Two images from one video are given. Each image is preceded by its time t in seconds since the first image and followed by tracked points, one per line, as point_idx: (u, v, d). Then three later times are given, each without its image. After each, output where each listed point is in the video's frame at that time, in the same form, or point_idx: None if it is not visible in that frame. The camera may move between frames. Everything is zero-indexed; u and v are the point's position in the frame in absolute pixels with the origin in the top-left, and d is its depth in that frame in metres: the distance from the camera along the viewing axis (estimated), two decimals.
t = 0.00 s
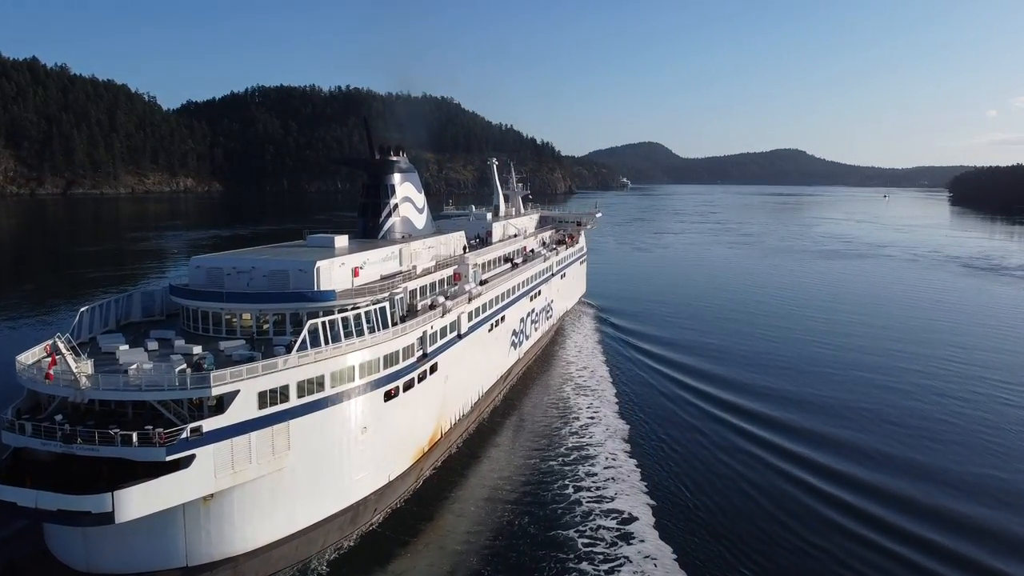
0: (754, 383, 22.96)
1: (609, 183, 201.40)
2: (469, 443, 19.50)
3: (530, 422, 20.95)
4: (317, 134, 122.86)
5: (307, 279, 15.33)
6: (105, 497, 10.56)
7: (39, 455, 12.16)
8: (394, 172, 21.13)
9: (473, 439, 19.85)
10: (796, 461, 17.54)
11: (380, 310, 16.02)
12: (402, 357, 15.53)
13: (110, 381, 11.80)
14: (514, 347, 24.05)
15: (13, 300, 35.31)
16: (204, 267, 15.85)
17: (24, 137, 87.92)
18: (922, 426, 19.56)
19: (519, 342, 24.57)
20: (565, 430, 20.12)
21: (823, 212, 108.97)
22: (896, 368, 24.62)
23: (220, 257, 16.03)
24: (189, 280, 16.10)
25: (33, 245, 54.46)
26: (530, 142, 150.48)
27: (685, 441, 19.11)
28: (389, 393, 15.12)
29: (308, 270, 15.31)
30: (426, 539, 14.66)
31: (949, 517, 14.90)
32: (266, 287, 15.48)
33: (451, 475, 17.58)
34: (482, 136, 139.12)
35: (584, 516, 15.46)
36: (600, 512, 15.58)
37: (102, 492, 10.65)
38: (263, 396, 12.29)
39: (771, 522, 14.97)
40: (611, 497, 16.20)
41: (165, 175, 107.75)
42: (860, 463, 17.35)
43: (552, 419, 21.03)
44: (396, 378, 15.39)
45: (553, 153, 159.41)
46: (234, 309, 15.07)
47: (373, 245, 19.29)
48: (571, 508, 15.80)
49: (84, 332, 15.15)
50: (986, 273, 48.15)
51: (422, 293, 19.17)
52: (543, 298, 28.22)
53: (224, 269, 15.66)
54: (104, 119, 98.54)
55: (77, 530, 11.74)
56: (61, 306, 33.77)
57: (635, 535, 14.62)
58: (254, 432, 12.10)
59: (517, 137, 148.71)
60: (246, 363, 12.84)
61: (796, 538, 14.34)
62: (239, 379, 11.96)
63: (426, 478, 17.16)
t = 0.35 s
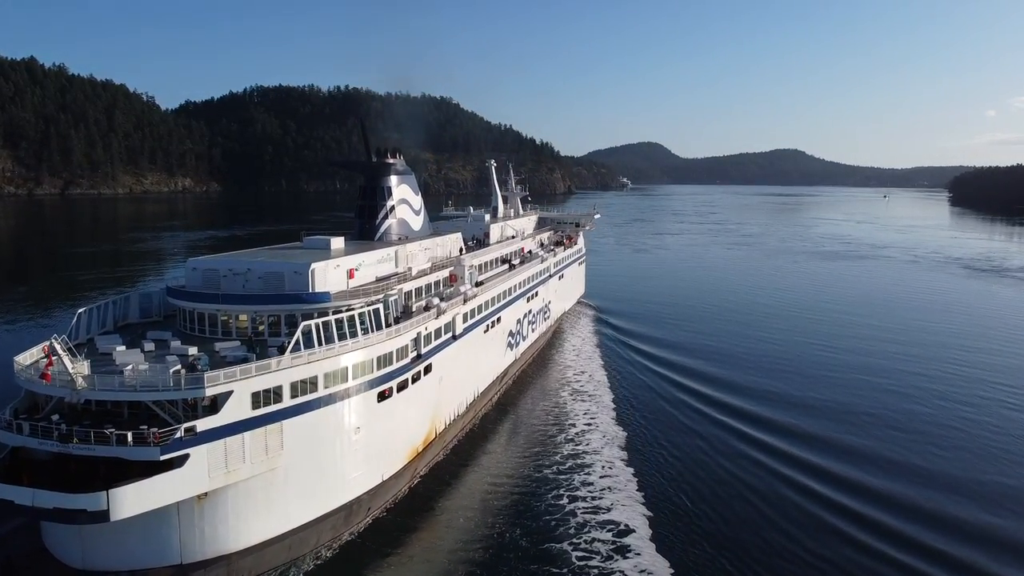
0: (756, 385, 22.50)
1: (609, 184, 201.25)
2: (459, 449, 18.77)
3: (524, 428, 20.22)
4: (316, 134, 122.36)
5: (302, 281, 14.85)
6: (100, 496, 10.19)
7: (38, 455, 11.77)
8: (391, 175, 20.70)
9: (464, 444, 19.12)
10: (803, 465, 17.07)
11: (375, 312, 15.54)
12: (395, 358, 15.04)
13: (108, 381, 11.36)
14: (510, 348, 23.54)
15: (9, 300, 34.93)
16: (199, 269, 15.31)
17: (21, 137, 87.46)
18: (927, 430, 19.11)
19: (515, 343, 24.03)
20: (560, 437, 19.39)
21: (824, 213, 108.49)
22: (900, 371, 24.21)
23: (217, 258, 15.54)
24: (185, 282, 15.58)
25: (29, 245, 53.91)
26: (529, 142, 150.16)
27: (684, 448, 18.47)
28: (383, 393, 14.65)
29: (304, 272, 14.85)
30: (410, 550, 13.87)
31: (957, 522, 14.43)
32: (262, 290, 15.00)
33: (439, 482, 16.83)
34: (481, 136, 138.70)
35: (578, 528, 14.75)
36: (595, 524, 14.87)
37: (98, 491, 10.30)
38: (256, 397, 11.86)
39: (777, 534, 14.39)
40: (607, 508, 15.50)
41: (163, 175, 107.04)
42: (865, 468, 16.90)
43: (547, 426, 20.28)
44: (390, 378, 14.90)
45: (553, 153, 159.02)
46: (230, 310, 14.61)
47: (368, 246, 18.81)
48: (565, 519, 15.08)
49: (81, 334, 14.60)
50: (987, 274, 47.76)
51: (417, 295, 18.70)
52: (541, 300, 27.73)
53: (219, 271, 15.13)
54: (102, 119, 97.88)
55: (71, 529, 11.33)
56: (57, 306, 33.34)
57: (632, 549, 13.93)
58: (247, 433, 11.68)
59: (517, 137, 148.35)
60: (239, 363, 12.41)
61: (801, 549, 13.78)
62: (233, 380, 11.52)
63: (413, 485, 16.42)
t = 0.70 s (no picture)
0: (758, 384, 22.16)
1: (609, 184, 200.95)
2: (449, 454, 17.85)
3: (516, 432, 19.27)
4: (314, 134, 122.11)
5: (301, 281, 14.64)
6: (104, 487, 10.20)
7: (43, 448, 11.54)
8: (389, 176, 20.49)
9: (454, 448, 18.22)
10: (805, 461, 16.70)
11: (371, 311, 15.33)
12: (392, 355, 14.85)
13: (111, 377, 11.18)
14: (507, 347, 23.28)
15: (8, 300, 34.74)
16: (200, 269, 15.11)
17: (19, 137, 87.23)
18: (931, 429, 18.74)
19: (511, 343, 23.65)
20: (554, 441, 18.43)
21: (824, 213, 108.18)
22: (902, 371, 23.89)
23: (218, 259, 15.35)
24: (186, 282, 15.38)
25: (28, 245, 53.68)
26: (529, 142, 149.85)
27: (685, 448, 17.75)
28: (379, 390, 14.43)
29: (302, 272, 14.63)
30: (392, 558, 13.05)
31: (963, 521, 14.12)
32: (262, 290, 14.78)
33: (426, 487, 15.96)
34: (479, 137, 138.48)
35: (572, 534, 13.89)
36: (589, 530, 14.02)
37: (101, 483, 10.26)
38: (255, 393, 11.70)
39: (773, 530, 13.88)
40: (602, 514, 14.63)
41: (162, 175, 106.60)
42: (868, 466, 16.52)
43: (541, 430, 19.31)
44: (386, 376, 14.71)
45: (552, 154, 158.82)
46: (230, 310, 14.36)
47: (365, 247, 18.60)
48: (559, 526, 14.19)
49: (81, 332, 14.34)
50: (987, 275, 47.53)
51: (414, 295, 18.47)
52: (538, 299, 27.42)
53: (220, 271, 14.98)
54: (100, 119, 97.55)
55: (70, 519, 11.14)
56: (56, 307, 33.13)
57: (627, 556, 13.12)
58: (246, 428, 11.51)
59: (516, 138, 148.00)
60: (238, 360, 12.25)
61: (804, 546, 13.37)
62: (231, 377, 11.36)
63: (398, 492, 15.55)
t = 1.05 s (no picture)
0: (757, 383, 22.11)
1: (608, 184, 200.74)
2: (439, 453, 17.47)
3: (510, 433, 18.89)
4: (313, 134, 121.98)
5: (301, 280, 14.61)
6: (112, 475, 10.30)
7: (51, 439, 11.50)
8: (388, 178, 20.45)
9: (445, 448, 17.85)
10: (805, 460, 16.67)
11: (370, 309, 15.29)
12: (390, 351, 14.85)
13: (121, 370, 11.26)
14: (504, 345, 23.19)
15: (6, 300, 34.63)
16: (203, 268, 15.01)
17: (18, 137, 87.15)
18: (931, 429, 18.69)
19: (508, 340, 23.57)
20: (549, 443, 18.07)
21: (822, 214, 108.20)
22: (901, 371, 23.83)
23: (221, 257, 15.25)
24: (189, 280, 15.33)
25: (26, 245, 53.54)
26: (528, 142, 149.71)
27: (682, 450, 17.51)
28: (377, 385, 14.39)
29: (302, 271, 14.60)
30: (379, 559, 12.68)
31: (959, 518, 14.14)
32: (263, 289, 14.74)
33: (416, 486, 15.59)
34: (478, 137, 138.37)
35: (565, 537, 13.60)
36: (583, 533, 13.75)
37: (108, 471, 10.38)
38: (257, 386, 11.74)
39: (772, 531, 13.77)
40: (595, 517, 14.36)
41: (160, 175, 106.37)
42: (868, 465, 16.47)
43: (535, 431, 18.93)
44: (383, 371, 14.68)
45: (550, 154, 158.73)
46: (233, 308, 14.36)
47: (364, 246, 18.56)
48: (552, 529, 13.88)
49: (90, 328, 14.32)
50: (985, 276, 47.53)
51: (412, 294, 18.44)
52: (535, 299, 27.34)
53: (223, 269, 14.84)
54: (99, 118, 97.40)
55: (78, 505, 11.26)
56: (55, 307, 33.01)
57: (620, 559, 12.87)
58: (248, 420, 11.56)
59: (515, 138, 147.83)
60: (240, 355, 12.30)
61: (803, 544, 13.31)
62: (234, 370, 11.42)
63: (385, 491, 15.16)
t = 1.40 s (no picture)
0: (754, 382, 22.27)
1: (606, 184, 200.84)
2: (430, 451, 17.42)
3: (502, 433, 18.90)
4: (310, 134, 121.96)
5: (302, 277, 14.84)
6: (121, 461, 10.52)
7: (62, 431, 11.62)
8: (387, 179, 20.56)
9: (436, 446, 17.82)
10: (802, 459, 16.86)
11: (367, 306, 15.39)
12: (387, 346, 15.06)
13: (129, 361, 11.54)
14: (500, 342, 23.37)
15: (5, 300, 34.69)
16: (208, 266, 15.40)
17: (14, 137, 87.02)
18: (927, 427, 18.89)
19: (504, 338, 23.76)
20: (542, 443, 18.12)
21: (819, 214, 108.54)
22: (898, 370, 24.02)
23: (225, 255, 15.60)
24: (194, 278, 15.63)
25: (23, 245, 53.49)
26: (525, 142, 149.84)
27: (679, 450, 17.58)
28: (375, 378, 14.59)
29: (303, 269, 14.84)
30: (367, 558, 12.57)
31: (943, 512, 14.47)
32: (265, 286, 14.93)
33: (404, 485, 15.51)
34: (476, 137, 138.48)
35: (557, 537, 13.67)
36: (575, 533, 13.81)
37: (118, 457, 10.60)
38: (259, 378, 12.00)
39: (765, 531, 13.92)
40: (588, 517, 14.42)
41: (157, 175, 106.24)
42: (865, 463, 16.65)
43: (529, 431, 18.94)
44: (380, 365, 14.86)
45: (548, 154, 158.90)
46: (235, 304, 14.51)
47: (362, 246, 18.67)
48: (544, 528, 13.93)
49: (97, 322, 14.44)
50: (980, 276, 47.87)
51: (409, 292, 18.60)
52: (531, 297, 27.52)
53: (226, 268, 15.16)
54: (96, 118, 97.25)
55: (86, 492, 11.42)
56: (52, 308, 33.05)
57: (611, 559, 12.96)
58: (250, 410, 11.82)
59: (512, 138, 147.98)
60: (243, 349, 12.55)
61: (795, 539, 13.58)
62: (237, 363, 11.66)
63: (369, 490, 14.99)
